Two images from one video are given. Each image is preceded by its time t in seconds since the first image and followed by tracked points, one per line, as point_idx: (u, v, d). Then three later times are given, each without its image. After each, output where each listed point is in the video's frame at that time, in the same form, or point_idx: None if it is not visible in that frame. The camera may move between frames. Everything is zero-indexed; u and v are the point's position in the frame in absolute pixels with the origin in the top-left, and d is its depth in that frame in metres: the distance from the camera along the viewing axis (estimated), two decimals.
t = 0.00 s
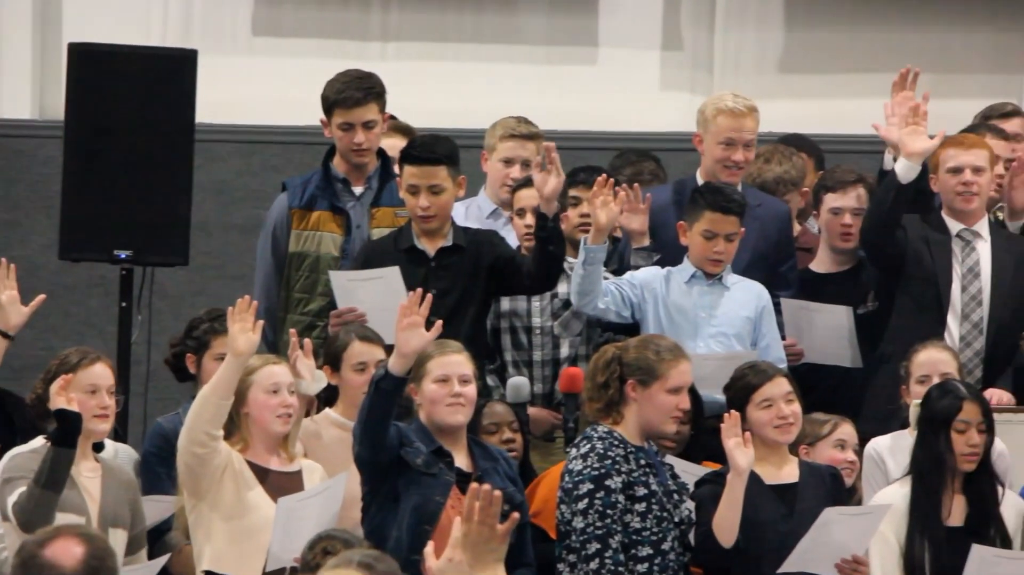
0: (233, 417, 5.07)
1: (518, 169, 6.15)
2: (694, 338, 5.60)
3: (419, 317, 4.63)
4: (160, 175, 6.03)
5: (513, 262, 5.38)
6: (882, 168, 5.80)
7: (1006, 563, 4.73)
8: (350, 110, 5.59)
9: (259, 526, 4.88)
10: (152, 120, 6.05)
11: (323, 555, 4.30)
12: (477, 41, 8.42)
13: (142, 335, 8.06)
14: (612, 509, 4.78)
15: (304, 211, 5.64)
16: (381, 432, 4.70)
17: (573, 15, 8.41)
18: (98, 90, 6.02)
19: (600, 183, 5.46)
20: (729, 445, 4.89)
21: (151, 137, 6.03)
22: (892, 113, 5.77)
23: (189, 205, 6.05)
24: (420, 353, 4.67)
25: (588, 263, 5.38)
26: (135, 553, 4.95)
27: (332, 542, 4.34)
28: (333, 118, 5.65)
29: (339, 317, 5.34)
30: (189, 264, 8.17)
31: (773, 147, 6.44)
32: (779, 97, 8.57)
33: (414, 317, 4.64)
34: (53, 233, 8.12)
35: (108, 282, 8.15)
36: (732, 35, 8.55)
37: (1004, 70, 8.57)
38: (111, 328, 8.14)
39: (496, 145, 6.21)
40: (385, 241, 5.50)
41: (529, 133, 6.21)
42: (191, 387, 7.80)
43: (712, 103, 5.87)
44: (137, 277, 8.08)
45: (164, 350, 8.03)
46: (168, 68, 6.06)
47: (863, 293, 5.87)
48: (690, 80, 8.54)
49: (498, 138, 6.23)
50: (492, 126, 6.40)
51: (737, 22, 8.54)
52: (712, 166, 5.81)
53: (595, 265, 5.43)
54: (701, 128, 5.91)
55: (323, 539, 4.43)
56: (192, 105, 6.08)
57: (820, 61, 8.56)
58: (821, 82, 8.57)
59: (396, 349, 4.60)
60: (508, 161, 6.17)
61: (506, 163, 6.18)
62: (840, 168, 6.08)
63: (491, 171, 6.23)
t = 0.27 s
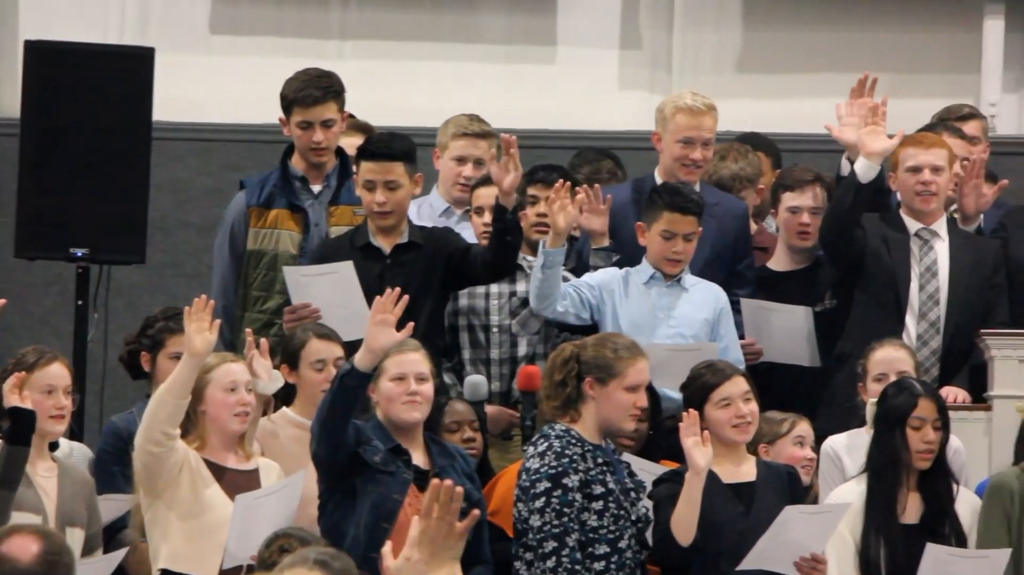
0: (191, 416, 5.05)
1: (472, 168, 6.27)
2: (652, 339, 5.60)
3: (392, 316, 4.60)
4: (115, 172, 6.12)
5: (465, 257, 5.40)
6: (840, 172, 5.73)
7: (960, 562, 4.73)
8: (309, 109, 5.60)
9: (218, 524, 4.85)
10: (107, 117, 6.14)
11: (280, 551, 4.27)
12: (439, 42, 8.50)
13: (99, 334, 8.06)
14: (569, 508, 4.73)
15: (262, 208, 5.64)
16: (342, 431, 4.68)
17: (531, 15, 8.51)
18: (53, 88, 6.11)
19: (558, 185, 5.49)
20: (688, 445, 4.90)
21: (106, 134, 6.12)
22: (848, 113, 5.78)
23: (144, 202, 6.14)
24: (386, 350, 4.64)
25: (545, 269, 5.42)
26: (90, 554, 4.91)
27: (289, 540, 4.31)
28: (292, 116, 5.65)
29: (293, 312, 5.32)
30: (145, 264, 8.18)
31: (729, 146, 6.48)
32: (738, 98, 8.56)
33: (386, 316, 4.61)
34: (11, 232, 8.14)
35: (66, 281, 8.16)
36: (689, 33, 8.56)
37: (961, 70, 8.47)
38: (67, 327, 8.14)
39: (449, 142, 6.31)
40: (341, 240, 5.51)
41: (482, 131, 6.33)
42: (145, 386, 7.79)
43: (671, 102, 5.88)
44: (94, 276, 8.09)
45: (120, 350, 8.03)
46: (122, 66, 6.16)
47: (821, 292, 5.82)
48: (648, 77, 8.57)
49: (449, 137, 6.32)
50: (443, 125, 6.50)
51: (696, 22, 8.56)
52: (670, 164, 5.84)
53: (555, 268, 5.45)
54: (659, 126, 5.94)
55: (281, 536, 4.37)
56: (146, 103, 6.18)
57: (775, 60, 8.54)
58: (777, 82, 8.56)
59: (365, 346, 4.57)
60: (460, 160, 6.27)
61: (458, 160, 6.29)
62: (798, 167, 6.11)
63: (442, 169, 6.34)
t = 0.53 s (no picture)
0: (132, 416, 5.00)
1: (405, 167, 6.29)
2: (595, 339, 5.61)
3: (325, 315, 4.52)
4: (57, 171, 6.12)
5: (402, 249, 5.47)
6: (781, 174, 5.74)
7: (902, 561, 4.64)
8: (252, 108, 5.60)
9: (159, 526, 4.83)
10: (49, 117, 6.15)
11: (221, 551, 4.21)
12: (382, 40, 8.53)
13: (39, 333, 8.02)
14: (511, 508, 4.64)
15: (204, 208, 5.62)
16: (282, 431, 4.63)
17: (473, 15, 8.54)
18: None
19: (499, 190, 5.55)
20: (632, 443, 4.84)
21: (47, 133, 6.13)
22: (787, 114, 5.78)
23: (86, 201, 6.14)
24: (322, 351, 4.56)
25: (486, 273, 5.46)
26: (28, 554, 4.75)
27: (231, 539, 4.26)
28: (234, 115, 5.64)
29: (231, 311, 5.34)
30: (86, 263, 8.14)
31: (668, 143, 6.50)
32: (680, 95, 8.63)
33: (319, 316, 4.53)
34: None
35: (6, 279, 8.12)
36: (634, 32, 8.64)
37: (902, 70, 8.53)
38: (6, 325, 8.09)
39: (382, 140, 6.30)
40: (280, 239, 5.52)
41: (414, 130, 6.28)
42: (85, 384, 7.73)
43: (613, 101, 5.91)
44: (34, 274, 8.06)
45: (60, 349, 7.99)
46: (64, 66, 6.18)
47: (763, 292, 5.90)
48: (590, 77, 8.60)
49: (382, 133, 6.30)
50: (375, 124, 6.46)
51: (638, 20, 8.62)
52: (612, 163, 5.85)
53: (497, 271, 5.49)
54: (600, 127, 5.95)
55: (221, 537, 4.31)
56: (88, 102, 6.20)
57: (718, 59, 8.61)
58: (718, 82, 8.62)
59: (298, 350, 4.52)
60: (393, 158, 6.28)
61: (390, 159, 6.30)
62: (739, 168, 6.15)
63: (374, 166, 6.34)
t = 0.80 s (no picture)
0: (77, 414, 4.97)
1: (342, 162, 6.32)
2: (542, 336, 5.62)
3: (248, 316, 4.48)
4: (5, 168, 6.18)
5: (348, 247, 5.47)
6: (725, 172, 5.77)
7: (848, 557, 4.55)
8: (197, 105, 5.64)
9: (104, 526, 4.80)
10: None
11: (165, 548, 4.20)
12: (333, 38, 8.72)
13: None
14: (457, 506, 4.56)
15: (150, 206, 5.62)
16: (226, 429, 4.56)
17: (419, 13, 8.71)
18: None
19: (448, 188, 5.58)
20: (580, 437, 4.77)
21: None
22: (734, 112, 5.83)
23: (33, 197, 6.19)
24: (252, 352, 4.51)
25: (434, 271, 5.48)
26: None
27: (174, 537, 4.25)
28: (179, 113, 5.69)
29: (171, 304, 5.32)
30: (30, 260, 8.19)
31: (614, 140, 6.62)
32: (625, 93, 8.80)
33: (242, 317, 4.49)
34: None
35: None
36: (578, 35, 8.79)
37: (846, 69, 8.71)
38: None
39: (320, 135, 6.32)
40: (223, 236, 5.51)
41: (351, 126, 6.30)
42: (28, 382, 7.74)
43: (558, 99, 5.99)
44: None
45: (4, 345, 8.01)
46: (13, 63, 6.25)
47: (710, 287, 5.92)
48: (537, 76, 8.76)
49: (320, 129, 6.33)
50: (313, 120, 6.45)
51: (584, 20, 8.78)
52: (558, 159, 5.93)
53: (443, 270, 5.50)
54: (546, 124, 6.03)
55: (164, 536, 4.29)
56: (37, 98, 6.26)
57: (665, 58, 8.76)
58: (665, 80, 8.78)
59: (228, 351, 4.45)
60: (331, 153, 6.31)
61: (329, 154, 6.32)
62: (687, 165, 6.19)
63: (312, 161, 6.36)
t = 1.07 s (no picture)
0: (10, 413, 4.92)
1: (269, 157, 6.32)
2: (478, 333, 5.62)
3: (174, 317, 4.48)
4: None
5: (281, 244, 5.44)
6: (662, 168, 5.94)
7: (783, 553, 4.47)
8: (129, 101, 5.63)
9: (37, 525, 4.73)
10: None
11: (95, 547, 4.16)
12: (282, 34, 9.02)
13: None
14: (393, 503, 4.44)
15: (83, 203, 5.60)
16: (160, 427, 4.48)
17: (354, 10, 9.04)
18: None
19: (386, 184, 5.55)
20: (517, 432, 4.68)
21: None
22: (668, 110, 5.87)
23: None
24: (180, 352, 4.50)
25: (372, 267, 5.45)
26: None
27: (104, 536, 4.21)
28: (112, 109, 5.67)
29: (103, 296, 5.28)
30: None
31: (551, 137, 6.80)
32: (558, 92, 9.07)
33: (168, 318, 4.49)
34: None
35: None
36: (515, 35, 9.09)
37: (782, 65, 8.99)
38: None
39: (247, 129, 6.32)
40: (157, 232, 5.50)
41: (277, 122, 6.31)
42: None
43: (493, 95, 6.15)
44: None
45: None
46: None
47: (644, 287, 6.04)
48: (472, 72, 9.07)
49: (246, 124, 6.33)
50: (238, 114, 6.44)
51: (520, 19, 9.08)
52: (494, 156, 6.09)
53: (380, 267, 5.48)
54: (482, 121, 6.18)
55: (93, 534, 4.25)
56: None
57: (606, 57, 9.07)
58: (605, 77, 9.08)
59: (154, 351, 4.44)
60: (258, 148, 6.31)
61: (255, 150, 6.32)
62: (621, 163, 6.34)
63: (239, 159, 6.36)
